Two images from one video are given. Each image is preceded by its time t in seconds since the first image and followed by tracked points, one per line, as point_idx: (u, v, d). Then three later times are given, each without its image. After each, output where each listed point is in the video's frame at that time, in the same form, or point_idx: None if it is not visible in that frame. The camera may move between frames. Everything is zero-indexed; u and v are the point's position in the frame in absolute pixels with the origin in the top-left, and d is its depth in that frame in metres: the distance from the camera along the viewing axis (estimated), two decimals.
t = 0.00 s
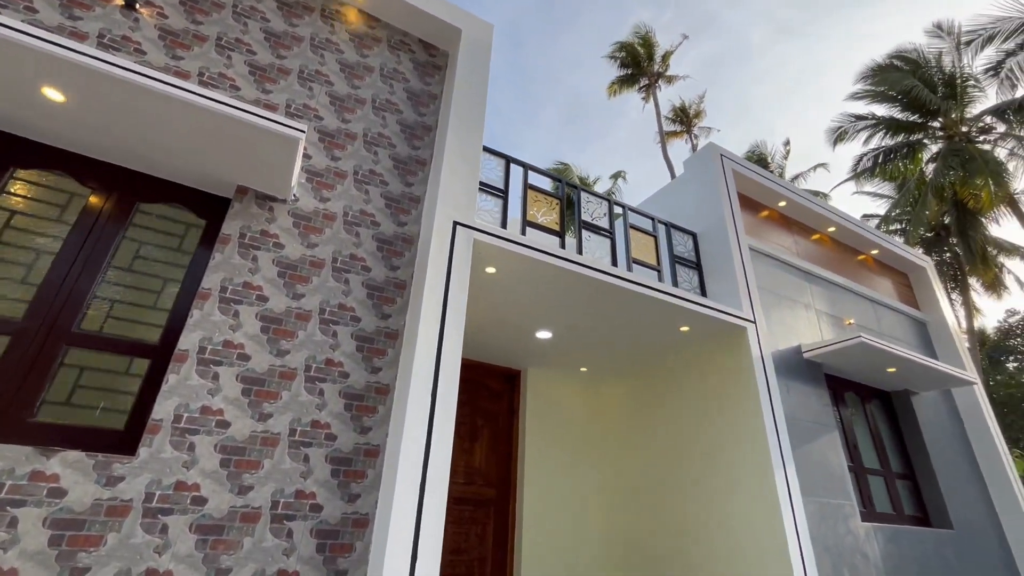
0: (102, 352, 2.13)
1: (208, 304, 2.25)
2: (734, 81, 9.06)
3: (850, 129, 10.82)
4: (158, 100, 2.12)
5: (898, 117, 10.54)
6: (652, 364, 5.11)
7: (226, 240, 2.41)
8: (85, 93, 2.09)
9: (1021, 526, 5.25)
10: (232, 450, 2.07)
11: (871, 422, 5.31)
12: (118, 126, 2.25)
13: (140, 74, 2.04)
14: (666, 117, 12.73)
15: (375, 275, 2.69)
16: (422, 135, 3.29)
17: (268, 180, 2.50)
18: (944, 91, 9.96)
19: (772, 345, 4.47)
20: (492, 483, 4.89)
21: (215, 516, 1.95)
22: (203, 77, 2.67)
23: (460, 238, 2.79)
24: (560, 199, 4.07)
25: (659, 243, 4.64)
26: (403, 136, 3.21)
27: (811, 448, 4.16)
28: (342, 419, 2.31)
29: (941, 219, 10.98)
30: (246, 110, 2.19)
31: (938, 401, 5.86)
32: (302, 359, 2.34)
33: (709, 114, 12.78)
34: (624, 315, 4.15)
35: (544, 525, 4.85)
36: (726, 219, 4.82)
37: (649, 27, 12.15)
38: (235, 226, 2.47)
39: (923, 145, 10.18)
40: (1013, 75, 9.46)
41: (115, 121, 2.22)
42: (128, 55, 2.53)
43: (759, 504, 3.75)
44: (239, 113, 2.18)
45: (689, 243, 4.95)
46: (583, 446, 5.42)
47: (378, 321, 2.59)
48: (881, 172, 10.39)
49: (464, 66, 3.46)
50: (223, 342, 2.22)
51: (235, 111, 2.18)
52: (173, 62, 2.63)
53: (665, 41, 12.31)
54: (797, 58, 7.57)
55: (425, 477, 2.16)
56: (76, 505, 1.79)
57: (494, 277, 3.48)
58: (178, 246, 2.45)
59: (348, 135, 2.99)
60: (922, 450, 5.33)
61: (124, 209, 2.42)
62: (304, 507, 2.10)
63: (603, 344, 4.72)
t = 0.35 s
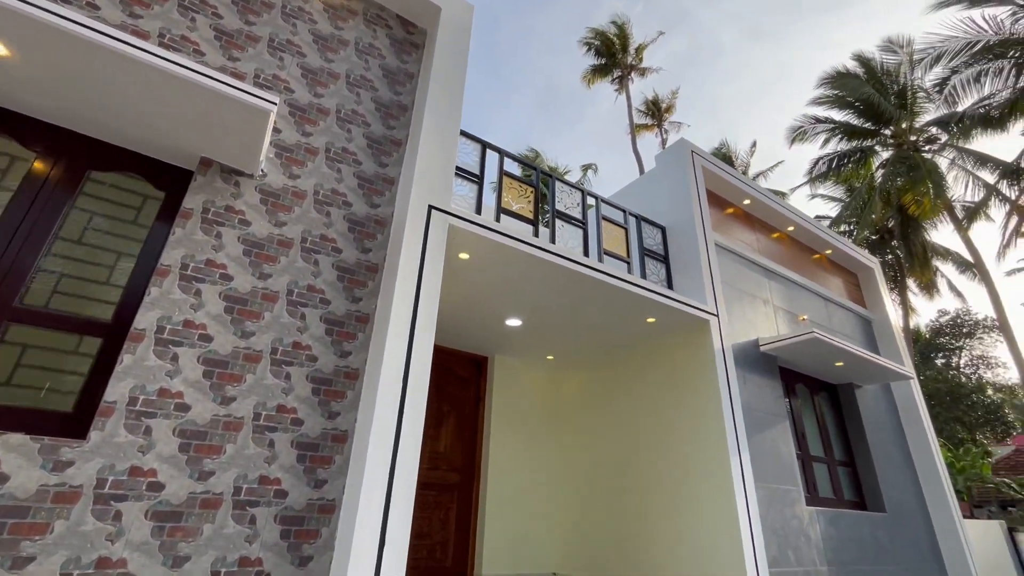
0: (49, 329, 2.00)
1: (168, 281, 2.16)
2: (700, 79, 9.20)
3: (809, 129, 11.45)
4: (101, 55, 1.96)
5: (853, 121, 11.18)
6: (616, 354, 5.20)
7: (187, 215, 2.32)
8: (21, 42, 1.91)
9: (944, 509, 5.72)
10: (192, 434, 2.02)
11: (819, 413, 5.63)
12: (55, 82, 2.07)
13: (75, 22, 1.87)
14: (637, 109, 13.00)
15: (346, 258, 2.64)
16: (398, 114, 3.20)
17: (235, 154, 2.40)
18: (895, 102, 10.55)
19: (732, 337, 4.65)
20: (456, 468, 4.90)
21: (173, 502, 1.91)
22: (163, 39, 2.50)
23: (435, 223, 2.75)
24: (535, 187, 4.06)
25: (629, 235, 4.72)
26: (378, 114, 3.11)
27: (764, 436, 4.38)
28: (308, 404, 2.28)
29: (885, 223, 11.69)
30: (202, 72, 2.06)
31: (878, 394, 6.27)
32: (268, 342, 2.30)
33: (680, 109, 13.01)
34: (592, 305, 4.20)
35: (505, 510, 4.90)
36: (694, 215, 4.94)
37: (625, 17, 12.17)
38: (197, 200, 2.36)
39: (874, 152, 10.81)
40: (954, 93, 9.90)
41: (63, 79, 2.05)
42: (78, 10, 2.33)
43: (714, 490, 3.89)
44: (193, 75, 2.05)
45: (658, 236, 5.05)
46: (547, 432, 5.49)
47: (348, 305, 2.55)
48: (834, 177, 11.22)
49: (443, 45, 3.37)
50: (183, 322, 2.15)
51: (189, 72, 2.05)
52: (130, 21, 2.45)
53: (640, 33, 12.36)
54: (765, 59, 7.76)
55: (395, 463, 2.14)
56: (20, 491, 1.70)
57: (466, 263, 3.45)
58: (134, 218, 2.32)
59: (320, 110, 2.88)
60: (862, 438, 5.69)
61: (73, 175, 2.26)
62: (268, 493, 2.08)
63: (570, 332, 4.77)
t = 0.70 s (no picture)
0: None
1: (123, 253, 2.03)
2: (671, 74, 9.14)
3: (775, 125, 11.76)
4: None
5: (817, 121, 11.57)
6: (586, 340, 5.25)
7: (146, 182, 2.18)
8: None
9: (884, 492, 6.11)
10: (150, 415, 1.93)
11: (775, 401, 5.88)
12: None
13: None
14: (612, 99, 13.04)
15: (318, 235, 2.54)
16: (374, 88, 3.08)
17: (200, 120, 2.26)
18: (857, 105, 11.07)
19: (699, 327, 4.77)
20: (423, 452, 4.90)
21: (129, 488, 1.82)
22: None
23: (412, 202, 2.67)
24: (513, 171, 4.00)
25: (604, 224, 4.74)
26: (354, 87, 2.99)
27: (725, 423, 4.54)
28: (275, 385, 2.22)
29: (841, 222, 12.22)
30: (149, 21, 1.89)
31: (830, 384, 6.60)
32: (233, 320, 2.20)
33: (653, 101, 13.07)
34: (564, 292, 4.21)
35: (471, 493, 4.94)
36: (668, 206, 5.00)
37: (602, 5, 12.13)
38: (157, 167, 2.22)
39: (833, 153, 11.27)
40: (909, 104, 10.14)
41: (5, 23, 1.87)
42: None
43: (677, 475, 4.01)
44: (139, 23, 1.87)
45: (631, 226, 5.09)
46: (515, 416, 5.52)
47: (319, 284, 2.47)
48: (796, 176, 11.65)
49: (423, 18, 3.25)
50: (140, 297, 2.03)
51: (127, 17, 1.86)
52: None
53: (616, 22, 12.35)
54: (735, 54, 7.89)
55: (367, 447, 2.09)
56: None
57: (442, 245, 3.39)
58: (85, 184, 2.15)
59: (292, 79, 2.74)
60: (814, 426, 5.99)
61: (14, 134, 2.07)
62: (232, 477, 2.01)
63: (541, 319, 4.79)
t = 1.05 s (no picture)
0: None
1: (78, 221, 1.89)
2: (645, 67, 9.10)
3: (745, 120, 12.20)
4: None
5: (786, 119, 11.82)
6: (559, 327, 5.28)
7: (103, 146, 2.02)
8: None
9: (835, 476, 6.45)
10: (108, 395, 1.81)
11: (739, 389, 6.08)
12: None
13: None
14: (588, 87, 13.05)
15: (291, 210, 2.44)
16: (352, 58, 2.96)
17: (164, 81, 2.10)
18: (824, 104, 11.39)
19: (671, 316, 4.85)
20: (393, 436, 4.84)
21: (84, 471, 1.71)
22: None
23: (391, 179, 2.58)
24: (493, 152, 3.92)
25: (582, 210, 4.73)
26: (331, 55, 2.86)
27: (693, 409, 4.66)
28: (244, 365, 2.13)
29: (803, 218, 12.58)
30: None
31: (790, 374, 6.88)
32: (199, 297, 2.09)
33: (628, 91, 13.10)
34: (541, 277, 4.19)
35: (441, 478, 4.92)
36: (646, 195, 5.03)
37: None
38: (115, 130, 2.07)
39: (799, 151, 11.64)
40: (873, 106, 10.59)
41: None
42: None
43: (647, 461, 4.09)
44: None
45: (608, 213, 5.10)
46: (487, 402, 5.53)
47: (291, 262, 2.38)
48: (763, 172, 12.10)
49: None
50: (96, 269, 1.89)
51: None
52: None
53: (594, 8, 12.28)
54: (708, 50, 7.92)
55: (341, 430, 2.04)
56: None
57: (419, 225, 3.30)
58: (32, 145, 1.98)
59: (264, 43, 2.60)
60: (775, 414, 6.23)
61: None
62: (198, 460, 1.93)
63: (516, 304, 4.77)
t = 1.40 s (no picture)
0: None
1: (29, 187, 1.75)
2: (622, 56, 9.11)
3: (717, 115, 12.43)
4: None
5: (757, 114, 12.06)
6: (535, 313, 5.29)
7: (57, 107, 1.87)
8: None
9: (795, 467, 6.90)
10: (65, 375, 1.71)
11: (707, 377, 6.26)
12: None
13: None
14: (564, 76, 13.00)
15: (264, 185, 2.34)
16: (331, 27, 2.84)
17: (126, 40, 1.96)
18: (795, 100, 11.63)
19: (646, 304, 4.92)
20: (365, 420, 4.81)
21: (38, 455, 1.61)
22: None
23: (370, 157, 2.49)
24: (473, 134, 3.85)
25: (561, 196, 4.72)
26: (308, 24, 2.74)
27: (664, 395, 4.77)
28: (214, 346, 2.05)
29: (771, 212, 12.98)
30: None
31: (754, 363, 7.13)
32: (165, 273, 1.99)
33: (603, 80, 13.08)
34: (519, 263, 4.18)
35: (412, 462, 4.93)
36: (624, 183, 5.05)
37: None
38: (71, 90, 1.92)
39: (768, 146, 11.92)
40: (840, 104, 11.05)
41: None
42: None
43: (619, 446, 4.17)
44: None
45: (587, 200, 5.11)
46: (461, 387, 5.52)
47: (264, 239, 2.29)
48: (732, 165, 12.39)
49: None
50: (50, 240, 1.76)
51: None
52: None
53: None
54: (683, 43, 7.93)
55: (315, 414, 1.99)
56: None
57: (398, 206, 3.22)
58: None
59: (236, 6, 2.46)
60: (739, 401, 6.45)
61: None
62: (163, 444, 1.85)
63: (493, 289, 4.75)
